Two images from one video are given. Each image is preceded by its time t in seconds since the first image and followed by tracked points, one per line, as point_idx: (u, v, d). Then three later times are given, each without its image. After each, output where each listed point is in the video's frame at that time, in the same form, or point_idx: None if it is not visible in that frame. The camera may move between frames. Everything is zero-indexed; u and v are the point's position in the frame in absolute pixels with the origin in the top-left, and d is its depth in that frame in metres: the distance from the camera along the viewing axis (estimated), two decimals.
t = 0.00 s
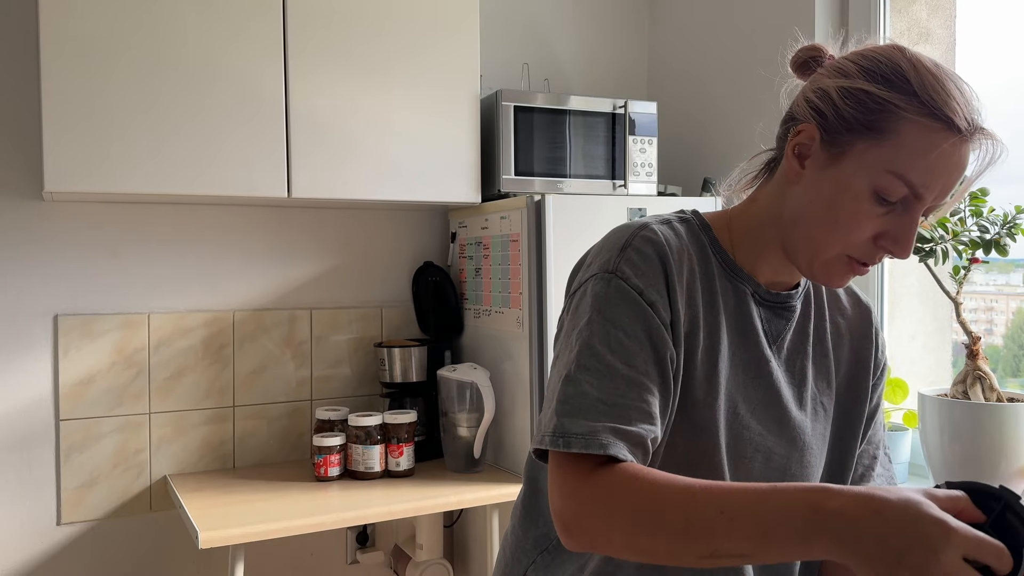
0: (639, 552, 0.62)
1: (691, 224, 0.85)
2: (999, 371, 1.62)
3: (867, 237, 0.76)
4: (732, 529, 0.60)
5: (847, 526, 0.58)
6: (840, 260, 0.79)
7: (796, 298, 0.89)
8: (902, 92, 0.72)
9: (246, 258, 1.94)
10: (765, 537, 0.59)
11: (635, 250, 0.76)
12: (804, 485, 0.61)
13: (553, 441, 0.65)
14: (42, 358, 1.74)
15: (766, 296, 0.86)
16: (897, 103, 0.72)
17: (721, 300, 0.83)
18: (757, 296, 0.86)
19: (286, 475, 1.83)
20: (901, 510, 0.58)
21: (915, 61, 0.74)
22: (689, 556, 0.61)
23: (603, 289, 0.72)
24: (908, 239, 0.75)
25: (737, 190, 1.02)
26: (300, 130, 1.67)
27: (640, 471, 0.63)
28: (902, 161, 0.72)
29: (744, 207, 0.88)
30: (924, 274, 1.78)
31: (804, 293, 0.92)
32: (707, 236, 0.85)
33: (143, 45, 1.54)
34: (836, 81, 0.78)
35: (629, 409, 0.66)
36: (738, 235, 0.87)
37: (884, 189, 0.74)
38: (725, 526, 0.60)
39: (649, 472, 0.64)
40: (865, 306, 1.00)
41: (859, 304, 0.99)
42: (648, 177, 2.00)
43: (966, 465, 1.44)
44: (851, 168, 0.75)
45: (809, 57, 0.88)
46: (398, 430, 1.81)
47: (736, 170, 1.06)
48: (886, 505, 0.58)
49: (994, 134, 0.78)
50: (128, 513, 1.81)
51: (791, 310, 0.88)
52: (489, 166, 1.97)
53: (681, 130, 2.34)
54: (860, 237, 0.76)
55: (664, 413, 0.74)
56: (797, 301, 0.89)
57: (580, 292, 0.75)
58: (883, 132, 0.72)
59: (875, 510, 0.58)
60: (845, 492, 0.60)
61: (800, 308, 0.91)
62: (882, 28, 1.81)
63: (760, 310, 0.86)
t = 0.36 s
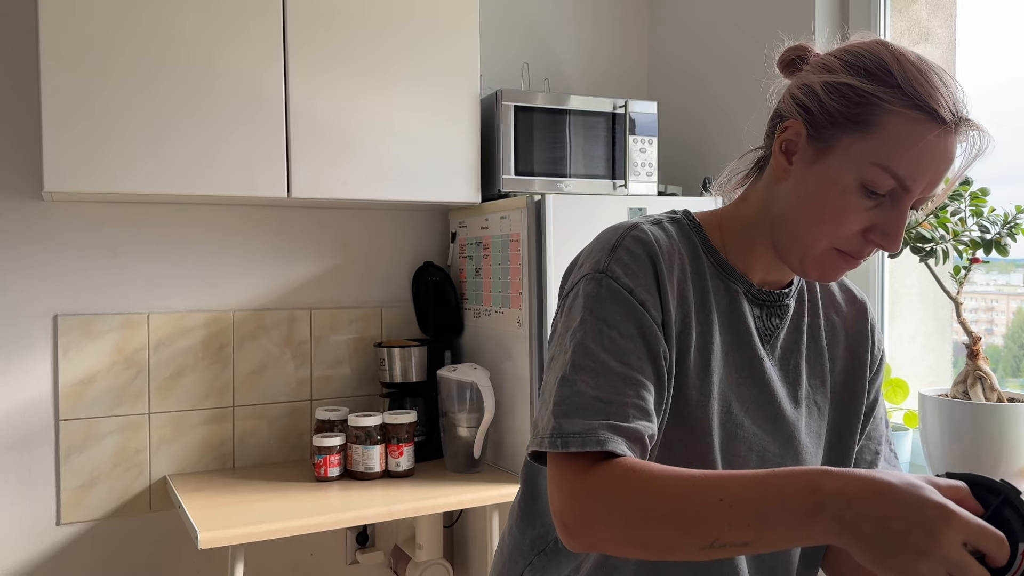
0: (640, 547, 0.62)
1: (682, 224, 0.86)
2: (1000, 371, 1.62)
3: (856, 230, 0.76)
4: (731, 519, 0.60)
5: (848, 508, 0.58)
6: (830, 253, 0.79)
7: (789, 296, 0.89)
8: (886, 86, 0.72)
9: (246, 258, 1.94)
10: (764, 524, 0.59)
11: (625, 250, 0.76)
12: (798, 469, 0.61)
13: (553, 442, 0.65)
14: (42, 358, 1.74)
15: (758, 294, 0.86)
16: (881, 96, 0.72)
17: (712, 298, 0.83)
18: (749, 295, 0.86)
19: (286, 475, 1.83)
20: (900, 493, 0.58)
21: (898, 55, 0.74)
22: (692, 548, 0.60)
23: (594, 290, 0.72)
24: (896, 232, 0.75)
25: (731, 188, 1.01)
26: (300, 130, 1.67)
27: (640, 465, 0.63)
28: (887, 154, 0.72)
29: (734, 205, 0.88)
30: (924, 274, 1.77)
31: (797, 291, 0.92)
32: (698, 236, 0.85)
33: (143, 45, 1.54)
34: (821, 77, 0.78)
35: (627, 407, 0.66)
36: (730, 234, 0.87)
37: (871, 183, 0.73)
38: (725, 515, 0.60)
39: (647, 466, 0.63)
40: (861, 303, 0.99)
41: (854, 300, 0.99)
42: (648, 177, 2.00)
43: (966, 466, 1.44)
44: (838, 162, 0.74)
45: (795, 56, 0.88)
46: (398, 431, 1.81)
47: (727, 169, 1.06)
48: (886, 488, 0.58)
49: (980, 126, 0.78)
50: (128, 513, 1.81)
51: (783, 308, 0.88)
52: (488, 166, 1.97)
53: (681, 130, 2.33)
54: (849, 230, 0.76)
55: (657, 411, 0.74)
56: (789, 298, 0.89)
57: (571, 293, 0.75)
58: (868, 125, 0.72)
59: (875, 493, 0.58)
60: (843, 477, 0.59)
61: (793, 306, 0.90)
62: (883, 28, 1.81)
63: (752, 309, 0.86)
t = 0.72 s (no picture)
0: (649, 543, 0.62)
1: (679, 224, 0.85)
2: (1000, 371, 1.62)
3: (853, 231, 0.76)
4: (744, 511, 0.61)
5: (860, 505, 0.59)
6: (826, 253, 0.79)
7: (786, 295, 0.89)
8: (884, 87, 0.72)
9: (246, 258, 1.93)
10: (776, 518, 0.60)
11: (625, 249, 0.76)
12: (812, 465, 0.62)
13: (562, 444, 0.65)
14: (42, 358, 1.74)
15: (756, 294, 0.86)
16: (879, 97, 0.71)
17: (710, 298, 0.83)
18: (747, 294, 0.85)
19: (286, 476, 1.83)
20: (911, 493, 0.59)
21: (896, 55, 0.74)
22: (706, 541, 0.61)
23: (595, 289, 0.72)
24: (892, 233, 0.75)
25: (725, 188, 1.01)
26: (300, 130, 1.67)
27: (649, 461, 0.63)
28: (885, 155, 0.72)
29: (731, 205, 0.88)
30: (924, 274, 1.77)
31: (794, 290, 0.92)
32: (695, 236, 0.85)
33: (143, 44, 1.54)
34: (818, 76, 0.77)
35: (634, 405, 0.66)
36: (726, 233, 0.86)
37: (868, 184, 0.73)
38: (738, 509, 0.61)
39: (657, 462, 0.64)
40: (856, 302, 0.98)
41: (849, 300, 0.98)
42: (648, 177, 1.99)
43: (967, 465, 1.44)
44: (834, 163, 0.74)
45: (791, 54, 0.88)
46: (398, 431, 1.81)
47: (723, 168, 1.06)
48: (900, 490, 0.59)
49: (975, 126, 0.78)
50: (128, 513, 1.81)
51: (781, 307, 0.88)
52: (488, 166, 1.97)
53: (681, 130, 2.33)
54: (845, 231, 0.76)
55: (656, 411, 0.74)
56: (787, 298, 0.89)
57: (571, 293, 0.75)
58: (866, 127, 0.72)
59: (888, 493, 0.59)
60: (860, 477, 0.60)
61: (790, 306, 0.90)
62: (883, 28, 1.80)
63: (750, 309, 0.86)
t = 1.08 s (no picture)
0: (666, 552, 0.63)
1: (693, 226, 0.85)
2: (1000, 371, 1.62)
3: (873, 241, 0.76)
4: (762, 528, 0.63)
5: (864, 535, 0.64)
6: (844, 262, 0.79)
7: (796, 303, 0.88)
8: (911, 98, 0.72)
9: (246, 257, 1.93)
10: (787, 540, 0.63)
11: (641, 251, 0.75)
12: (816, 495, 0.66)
13: (576, 448, 0.65)
14: (42, 358, 1.74)
15: (766, 301, 0.86)
16: (906, 108, 0.72)
17: (722, 302, 0.83)
18: (758, 300, 0.85)
19: (286, 476, 1.83)
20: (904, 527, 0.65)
21: (922, 67, 0.74)
22: (723, 554, 0.63)
23: (612, 291, 0.71)
24: (913, 243, 0.76)
25: (738, 192, 1.01)
26: (300, 131, 1.67)
27: (667, 472, 0.65)
28: (910, 166, 0.72)
29: (745, 209, 0.87)
30: (924, 274, 1.77)
31: (804, 298, 0.92)
32: (708, 238, 0.84)
33: (143, 44, 1.54)
34: (843, 85, 0.77)
35: (649, 411, 0.66)
36: (740, 237, 0.86)
37: (892, 195, 0.74)
38: (757, 527, 0.63)
39: (674, 474, 0.65)
40: (863, 313, 0.99)
41: (857, 310, 0.99)
42: (648, 177, 2.00)
43: (967, 465, 1.44)
44: (859, 172, 0.74)
45: (808, 61, 0.88)
46: (398, 431, 1.81)
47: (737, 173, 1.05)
48: (896, 525, 0.65)
49: (996, 139, 0.78)
50: (128, 513, 1.81)
51: (791, 315, 0.88)
52: (488, 166, 1.97)
53: (681, 130, 2.33)
54: (867, 241, 0.76)
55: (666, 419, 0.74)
56: (797, 306, 0.89)
57: (585, 293, 0.74)
58: (893, 137, 0.72)
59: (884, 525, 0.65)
60: (864, 511, 0.66)
61: (800, 312, 0.90)
62: (883, 28, 1.80)
63: (761, 315, 0.86)
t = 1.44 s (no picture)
0: (680, 565, 0.63)
1: (705, 227, 0.84)
2: (999, 371, 1.62)
3: (888, 247, 0.76)
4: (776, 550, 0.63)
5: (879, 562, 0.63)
6: (859, 268, 0.79)
7: (807, 308, 0.88)
8: (931, 102, 0.73)
9: (246, 257, 1.93)
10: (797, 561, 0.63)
11: (654, 252, 0.75)
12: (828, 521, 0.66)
13: (591, 453, 0.65)
14: (42, 358, 1.74)
15: (777, 305, 0.86)
16: (927, 113, 0.72)
17: (734, 305, 0.83)
18: (768, 304, 0.85)
19: (286, 475, 1.83)
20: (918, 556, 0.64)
21: (942, 72, 0.74)
22: (739, 569, 0.63)
23: (627, 293, 0.71)
24: (928, 249, 0.76)
25: (751, 195, 1.01)
26: (300, 131, 1.67)
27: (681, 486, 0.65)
28: (929, 172, 0.73)
29: (757, 212, 0.87)
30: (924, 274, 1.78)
31: (814, 303, 0.92)
32: (720, 240, 0.84)
33: (142, 44, 1.54)
34: (862, 88, 0.77)
35: (665, 416, 0.66)
36: (753, 239, 0.86)
37: (909, 200, 0.74)
38: (774, 545, 0.63)
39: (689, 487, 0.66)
40: (872, 319, 0.99)
41: (866, 317, 0.99)
42: (648, 177, 1.99)
43: (967, 465, 1.44)
44: (877, 177, 0.74)
45: (822, 64, 0.88)
46: (398, 430, 1.81)
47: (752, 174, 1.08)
48: (914, 556, 0.64)
49: (1011, 147, 0.79)
50: (128, 513, 1.81)
51: (801, 320, 0.88)
52: (488, 166, 1.97)
53: (681, 130, 2.33)
54: (882, 247, 0.76)
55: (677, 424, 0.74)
56: (807, 311, 0.89)
57: (597, 293, 0.74)
58: (912, 142, 0.73)
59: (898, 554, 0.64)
60: (882, 539, 0.65)
61: (810, 317, 0.90)
62: (883, 28, 1.80)
63: (771, 319, 0.86)
